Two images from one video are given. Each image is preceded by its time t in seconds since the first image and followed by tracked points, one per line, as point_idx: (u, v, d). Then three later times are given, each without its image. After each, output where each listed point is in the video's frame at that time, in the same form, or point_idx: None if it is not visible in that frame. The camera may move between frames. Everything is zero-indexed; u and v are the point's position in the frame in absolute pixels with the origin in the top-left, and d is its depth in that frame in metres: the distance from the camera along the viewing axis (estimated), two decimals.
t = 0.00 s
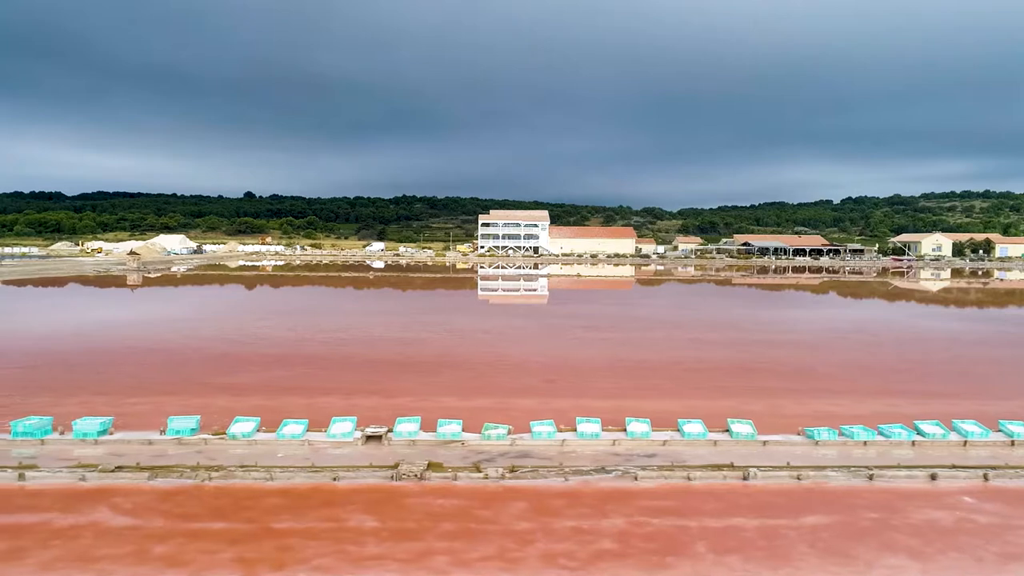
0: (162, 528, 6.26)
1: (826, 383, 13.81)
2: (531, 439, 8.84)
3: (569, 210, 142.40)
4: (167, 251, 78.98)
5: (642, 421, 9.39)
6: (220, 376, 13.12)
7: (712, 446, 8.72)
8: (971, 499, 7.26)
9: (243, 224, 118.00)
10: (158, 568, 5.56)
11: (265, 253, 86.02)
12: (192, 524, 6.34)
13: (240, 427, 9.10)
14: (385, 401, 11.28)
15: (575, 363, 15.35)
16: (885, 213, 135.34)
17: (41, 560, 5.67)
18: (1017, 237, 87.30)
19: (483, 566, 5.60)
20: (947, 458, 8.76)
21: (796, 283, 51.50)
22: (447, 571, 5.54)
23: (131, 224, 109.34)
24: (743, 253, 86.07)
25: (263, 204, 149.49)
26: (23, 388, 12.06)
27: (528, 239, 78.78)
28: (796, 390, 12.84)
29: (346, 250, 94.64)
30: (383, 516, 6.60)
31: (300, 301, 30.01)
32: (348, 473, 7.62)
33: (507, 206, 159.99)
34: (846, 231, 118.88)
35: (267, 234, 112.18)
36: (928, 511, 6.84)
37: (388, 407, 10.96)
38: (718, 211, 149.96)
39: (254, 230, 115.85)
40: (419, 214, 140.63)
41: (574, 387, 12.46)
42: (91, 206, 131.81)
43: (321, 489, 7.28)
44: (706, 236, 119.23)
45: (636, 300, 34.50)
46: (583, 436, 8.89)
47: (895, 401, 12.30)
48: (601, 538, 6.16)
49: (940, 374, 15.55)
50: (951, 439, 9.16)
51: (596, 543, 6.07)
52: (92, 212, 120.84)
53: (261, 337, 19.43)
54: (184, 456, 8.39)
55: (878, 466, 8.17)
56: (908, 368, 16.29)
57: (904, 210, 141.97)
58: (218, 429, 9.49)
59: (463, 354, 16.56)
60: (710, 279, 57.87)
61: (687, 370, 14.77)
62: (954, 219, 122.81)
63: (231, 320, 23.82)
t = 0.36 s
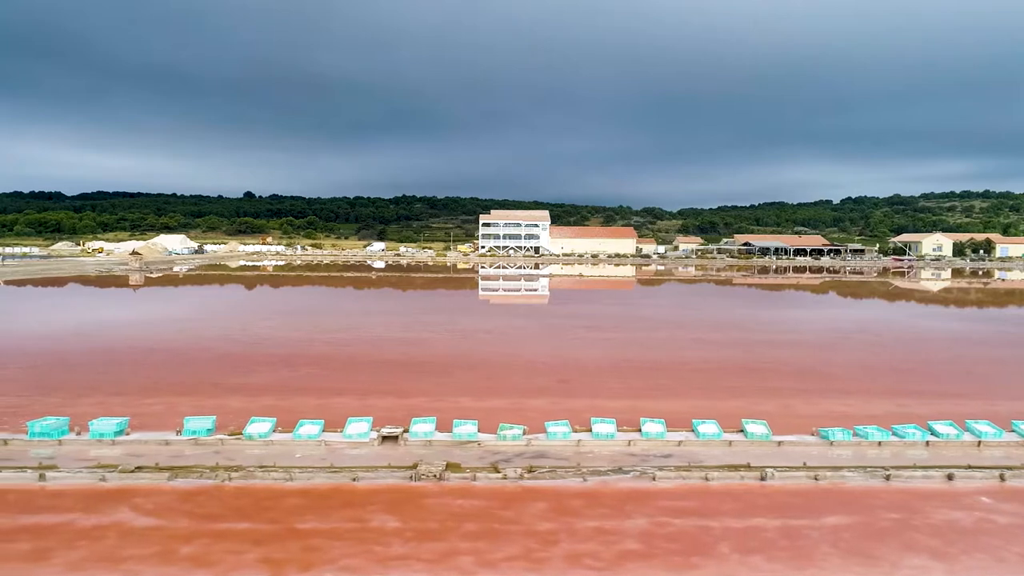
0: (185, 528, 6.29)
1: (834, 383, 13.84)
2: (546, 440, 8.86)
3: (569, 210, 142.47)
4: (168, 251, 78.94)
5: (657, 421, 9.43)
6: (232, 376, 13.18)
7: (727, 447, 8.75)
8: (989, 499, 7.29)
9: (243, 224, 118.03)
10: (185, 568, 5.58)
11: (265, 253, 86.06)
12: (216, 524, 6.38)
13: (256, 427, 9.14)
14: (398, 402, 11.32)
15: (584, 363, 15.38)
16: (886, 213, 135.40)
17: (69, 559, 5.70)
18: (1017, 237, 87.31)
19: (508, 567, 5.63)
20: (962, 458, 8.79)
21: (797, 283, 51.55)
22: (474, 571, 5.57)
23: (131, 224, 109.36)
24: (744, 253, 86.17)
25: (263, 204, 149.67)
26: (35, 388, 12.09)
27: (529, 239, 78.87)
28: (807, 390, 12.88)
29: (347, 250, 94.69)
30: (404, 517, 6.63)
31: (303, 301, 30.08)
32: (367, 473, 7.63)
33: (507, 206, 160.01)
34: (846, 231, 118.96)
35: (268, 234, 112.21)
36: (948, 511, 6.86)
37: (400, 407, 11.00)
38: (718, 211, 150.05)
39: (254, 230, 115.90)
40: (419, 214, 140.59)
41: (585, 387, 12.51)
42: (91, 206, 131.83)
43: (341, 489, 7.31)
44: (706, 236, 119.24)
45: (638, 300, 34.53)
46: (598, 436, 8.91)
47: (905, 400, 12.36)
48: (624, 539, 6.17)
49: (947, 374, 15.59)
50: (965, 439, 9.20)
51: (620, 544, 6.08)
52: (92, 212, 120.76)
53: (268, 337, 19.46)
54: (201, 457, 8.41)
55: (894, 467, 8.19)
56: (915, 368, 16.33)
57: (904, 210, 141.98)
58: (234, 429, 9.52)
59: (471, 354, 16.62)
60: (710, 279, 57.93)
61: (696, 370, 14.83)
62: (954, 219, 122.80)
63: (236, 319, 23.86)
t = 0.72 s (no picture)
0: (211, 527, 6.34)
1: (844, 383, 13.90)
2: (563, 440, 8.92)
3: (569, 211, 142.53)
4: (170, 251, 78.96)
5: (672, 421, 9.48)
6: (244, 376, 13.23)
7: (742, 447, 8.80)
8: (1005, 499, 7.34)
9: (244, 224, 118.08)
10: (215, 567, 5.62)
11: (267, 253, 86.11)
12: (241, 524, 6.43)
13: (274, 427, 9.18)
14: (411, 402, 11.37)
15: (594, 363, 15.42)
16: (886, 213, 135.46)
17: (99, 557, 5.75)
18: (1018, 237, 87.34)
19: (534, 565, 5.67)
20: (977, 458, 8.84)
21: (799, 283, 51.59)
22: (502, 569, 5.61)
23: (132, 224, 109.39)
24: (745, 253, 86.22)
25: (263, 204, 149.77)
26: (49, 388, 12.13)
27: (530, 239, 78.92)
28: (818, 390, 12.92)
29: (348, 249, 94.74)
30: (427, 516, 6.67)
31: (307, 301, 30.13)
32: (387, 473, 7.69)
33: (507, 206, 160.06)
34: (846, 231, 119.06)
35: (268, 233, 112.27)
36: (966, 511, 6.91)
37: (414, 407, 11.05)
38: (718, 211, 150.13)
39: (254, 230, 115.95)
40: (419, 213, 140.56)
41: (596, 387, 12.56)
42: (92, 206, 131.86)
43: (363, 488, 7.36)
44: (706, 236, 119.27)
45: (641, 300, 34.60)
46: (614, 436, 8.96)
47: (914, 400, 12.41)
48: (647, 538, 6.22)
49: (956, 375, 15.63)
50: (978, 439, 9.25)
51: (643, 543, 6.13)
52: (93, 212, 120.76)
53: (277, 337, 19.50)
54: (220, 456, 8.46)
55: (910, 467, 8.24)
56: (924, 369, 16.37)
57: (904, 209, 142.02)
58: (251, 429, 9.56)
59: (479, 354, 16.67)
60: (711, 279, 57.99)
61: (704, 370, 14.88)
62: (954, 219, 122.86)
63: (244, 319, 23.91)
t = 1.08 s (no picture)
0: (238, 525, 6.43)
1: (852, 383, 13.97)
2: (579, 439, 8.99)
3: (569, 211, 142.59)
4: (171, 251, 79.04)
5: (686, 420, 9.56)
6: (256, 376, 13.30)
7: (757, 446, 8.87)
8: (1020, 497, 7.42)
9: (244, 224, 118.20)
10: (245, 564, 5.70)
11: (269, 254, 86.16)
12: (267, 522, 6.51)
13: (292, 427, 9.25)
14: (424, 401, 11.45)
15: (603, 364, 15.50)
16: (886, 213, 135.49)
17: (129, 554, 5.83)
18: (1018, 237, 87.36)
19: (560, 563, 5.74)
20: (989, 456, 8.90)
21: (800, 283, 51.65)
22: (528, 566, 5.68)
23: (133, 224, 109.42)
24: (746, 253, 86.37)
25: (263, 204, 149.87)
26: (64, 388, 12.20)
27: (531, 239, 78.99)
28: (827, 390, 13.00)
29: (348, 250, 94.80)
30: (450, 514, 6.73)
31: (310, 301, 30.22)
32: (407, 471, 7.76)
33: (507, 206, 160.18)
34: (846, 231, 119.12)
35: (268, 233, 112.33)
36: (983, 509, 6.99)
37: (427, 407, 11.13)
38: (718, 211, 150.20)
39: (255, 230, 115.98)
40: (419, 213, 140.59)
41: (607, 388, 12.63)
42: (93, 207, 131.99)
43: (385, 487, 7.43)
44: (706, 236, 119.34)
45: (644, 300, 34.65)
46: (630, 436, 9.03)
47: (924, 400, 12.47)
48: (669, 536, 6.29)
49: (964, 374, 15.69)
50: (990, 438, 9.31)
51: (665, 541, 6.20)
52: (93, 212, 120.75)
53: (285, 337, 19.56)
54: (240, 455, 8.55)
55: (924, 466, 8.30)
56: (931, 369, 16.43)
57: (904, 209, 142.01)
58: (269, 429, 9.63)
59: (487, 354, 16.76)
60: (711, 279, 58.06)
61: (712, 370, 14.95)
62: (954, 219, 122.91)
63: (251, 319, 23.96)
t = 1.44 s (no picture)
0: (266, 523, 6.53)
1: (861, 383, 14.07)
2: (594, 438, 9.08)
3: (569, 211, 142.66)
4: (173, 251, 79.10)
5: (700, 419, 9.66)
6: (270, 376, 13.40)
7: (770, 445, 8.96)
8: None
9: (245, 224, 118.32)
10: (277, 560, 5.80)
11: (270, 254, 86.29)
12: (294, 520, 6.61)
13: (310, 426, 9.34)
14: (439, 400, 11.54)
15: (613, 363, 15.58)
16: (886, 214, 135.63)
17: (162, 551, 5.94)
18: (1018, 237, 87.43)
19: (586, 559, 5.85)
20: (1002, 455, 8.99)
21: (802, 283, 51.76)
22: (554, 562, 5.79)
23: (133, 224, 109.56)
24: (747, 253, 86.52)
25: (263, 204, 150.08)
26: (80, 388, 12.29)
27: (532, 239, 79.10)
28: (837, 389, 13.08)
29: (349, 250, 94.95)
30: (474, 512, 6.84)
31: (315, 301, 30.33)
32: (428, 470, 7.86)
33: (507, 206, 160.31)
34: (846, 230, 119.31)
35: (269, 233, 112.46)
36: (998, 507, 7.09)
37: (443, 406, 11.23)
38: (718, 211, 150.40)
39: (255, 230, 116.14)
40: (419, 213, 140.66)
41: (619, 387, 12.72)
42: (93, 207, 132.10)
43: (407, 485, 7.53)
44: (706, 236, 119.40)
45: (647, 300, 34.75)
46: (645, 434, 9.13)
47: (934, 399, 12.57)
48: (690, 533, 6.40)
49: (971, 374, 15.78)
50: (1002, 437, 9.41)
51: (687, 537, 6.31)
52: (94, 212, 120.74)
53: (293, 337, 19.64)
54: (261, 454, 8.65)
55: (938, 464, 8.40)
56: (938, 368, 16.52)
57: (904, 209, 142.09)
58: (286, 428, 9.72)
59: (496, 354, 16.86)
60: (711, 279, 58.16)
61: (721, 370, 15.05)
62: (954, 219, 123.01)
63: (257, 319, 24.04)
